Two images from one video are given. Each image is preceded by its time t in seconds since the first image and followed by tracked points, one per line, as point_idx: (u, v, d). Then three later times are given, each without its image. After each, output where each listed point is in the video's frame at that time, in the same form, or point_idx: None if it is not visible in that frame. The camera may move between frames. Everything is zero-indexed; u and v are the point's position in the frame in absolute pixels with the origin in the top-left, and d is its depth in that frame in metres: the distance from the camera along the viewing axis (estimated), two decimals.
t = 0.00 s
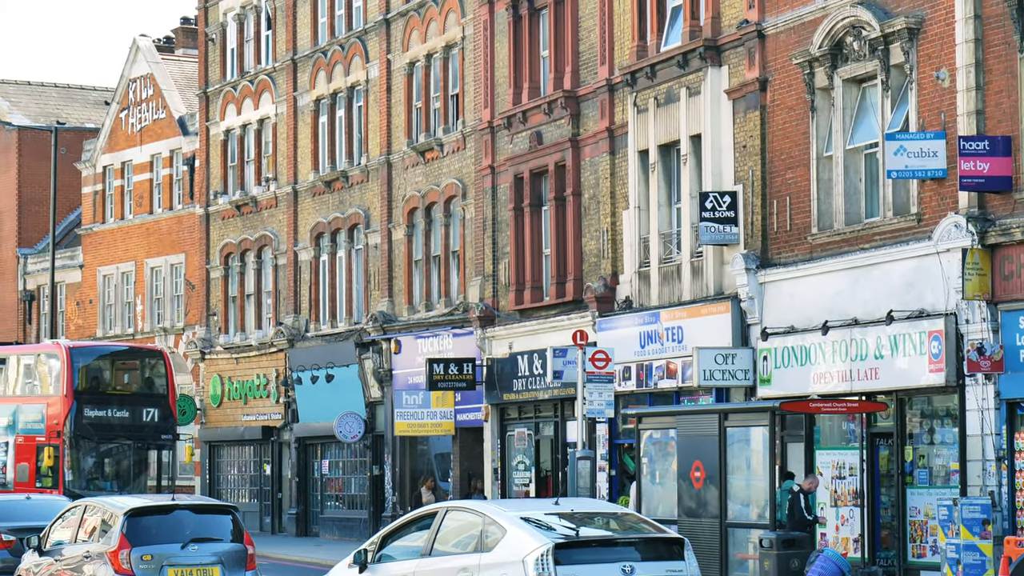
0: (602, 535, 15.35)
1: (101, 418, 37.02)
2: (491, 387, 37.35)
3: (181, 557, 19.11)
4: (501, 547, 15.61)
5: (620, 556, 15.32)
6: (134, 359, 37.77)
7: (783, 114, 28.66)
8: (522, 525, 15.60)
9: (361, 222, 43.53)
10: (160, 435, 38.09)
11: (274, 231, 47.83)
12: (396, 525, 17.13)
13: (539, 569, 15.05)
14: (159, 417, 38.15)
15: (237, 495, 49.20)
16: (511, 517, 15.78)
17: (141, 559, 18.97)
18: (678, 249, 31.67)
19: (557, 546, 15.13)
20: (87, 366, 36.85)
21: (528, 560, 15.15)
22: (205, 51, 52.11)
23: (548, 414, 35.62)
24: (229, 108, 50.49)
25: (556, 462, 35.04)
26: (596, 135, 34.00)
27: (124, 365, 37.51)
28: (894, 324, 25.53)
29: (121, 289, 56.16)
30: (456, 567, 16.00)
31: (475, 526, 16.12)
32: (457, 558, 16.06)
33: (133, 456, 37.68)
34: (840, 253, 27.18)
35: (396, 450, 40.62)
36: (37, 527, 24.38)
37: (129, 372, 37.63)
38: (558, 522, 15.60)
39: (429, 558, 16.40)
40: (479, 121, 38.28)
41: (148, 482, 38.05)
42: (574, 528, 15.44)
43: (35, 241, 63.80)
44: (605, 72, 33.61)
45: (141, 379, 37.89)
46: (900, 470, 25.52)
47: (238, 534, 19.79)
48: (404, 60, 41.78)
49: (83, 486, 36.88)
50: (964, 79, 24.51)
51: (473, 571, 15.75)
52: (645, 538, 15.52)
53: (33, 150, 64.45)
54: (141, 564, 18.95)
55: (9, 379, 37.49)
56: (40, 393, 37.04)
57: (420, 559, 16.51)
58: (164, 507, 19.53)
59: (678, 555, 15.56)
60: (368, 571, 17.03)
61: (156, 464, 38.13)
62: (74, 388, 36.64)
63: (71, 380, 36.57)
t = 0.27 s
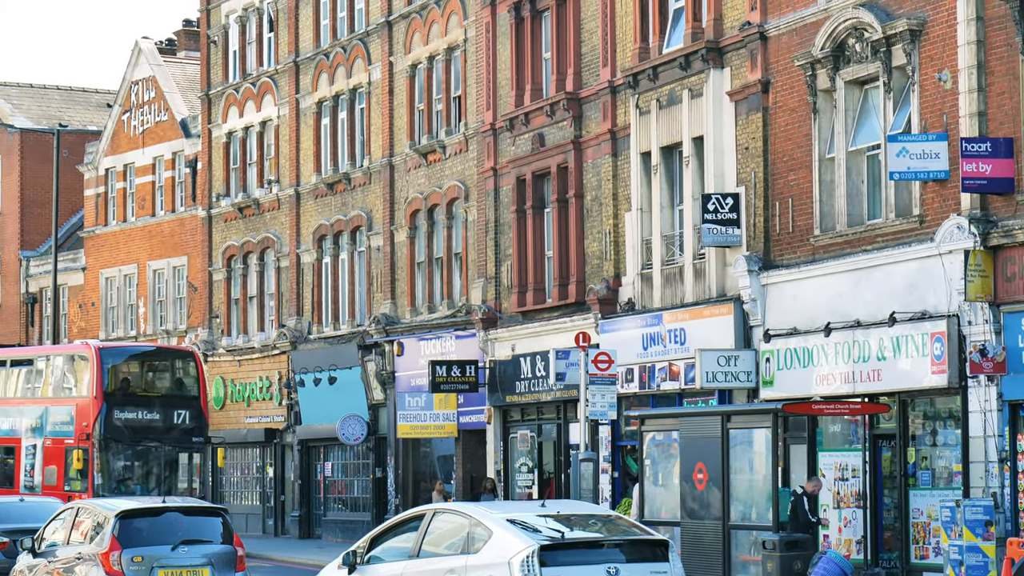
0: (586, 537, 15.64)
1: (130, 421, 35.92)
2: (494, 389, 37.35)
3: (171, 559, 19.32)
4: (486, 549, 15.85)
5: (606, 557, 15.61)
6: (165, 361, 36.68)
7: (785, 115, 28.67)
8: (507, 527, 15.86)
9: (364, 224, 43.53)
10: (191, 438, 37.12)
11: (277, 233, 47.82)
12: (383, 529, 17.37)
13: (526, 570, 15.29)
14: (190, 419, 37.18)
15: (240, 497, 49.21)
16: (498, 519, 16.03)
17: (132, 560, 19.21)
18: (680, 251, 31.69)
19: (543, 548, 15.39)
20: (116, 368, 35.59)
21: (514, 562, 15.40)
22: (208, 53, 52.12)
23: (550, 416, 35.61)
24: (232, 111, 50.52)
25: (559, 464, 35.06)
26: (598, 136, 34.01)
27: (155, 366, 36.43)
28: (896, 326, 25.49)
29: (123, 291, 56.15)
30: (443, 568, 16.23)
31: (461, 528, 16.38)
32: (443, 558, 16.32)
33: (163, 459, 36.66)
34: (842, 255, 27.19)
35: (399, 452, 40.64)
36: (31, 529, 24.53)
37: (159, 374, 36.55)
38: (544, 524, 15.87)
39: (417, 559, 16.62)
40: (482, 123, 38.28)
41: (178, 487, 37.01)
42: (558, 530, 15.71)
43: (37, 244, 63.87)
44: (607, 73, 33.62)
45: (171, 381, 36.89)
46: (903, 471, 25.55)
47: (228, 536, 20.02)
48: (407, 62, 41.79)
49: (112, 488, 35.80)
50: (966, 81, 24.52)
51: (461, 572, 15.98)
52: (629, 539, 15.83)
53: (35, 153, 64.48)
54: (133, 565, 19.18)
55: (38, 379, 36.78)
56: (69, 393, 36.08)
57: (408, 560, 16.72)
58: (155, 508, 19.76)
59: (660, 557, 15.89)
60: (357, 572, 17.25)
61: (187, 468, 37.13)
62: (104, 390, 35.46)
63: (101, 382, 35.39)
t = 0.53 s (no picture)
0: (570, 539, 15.95)
1: (161, 423, 33.44)
2: (496, 390, 37.36)
3: (161, 560, 19.47)
4: (470, 550, 16.11)
5: (589, 560, 15.92)
6: (194, 360, 34.10)
7: (788, 117, 28.67)
8: (491, 528, 16.12)
9: (366, 226, 43.53)
10: (222, 440, 34.57)
11: (279, 234, 47.82)
12: (369, 530, 17.60)
13: (510, 571, 15.57)
14: (221, 421, 34.55)
15: (243, 498, 49.24)
16: (483, 521, 16.29)
17: (123, 561, 19.36)
18: (683, 252, 31.69)
19: (527, 550, 15.68)
20: (147, 368, 33.19)
21: (498, 563, 15.67)
22: (210, 55, 52.12)
23: (553, 417, 35.62)
24: (234, 112, 50.55)
25: (562, 465, 35.09)
26: (601, 137, 34.02)
27: (184, 365, 33.85)
28: (899, 327, 25.50)
29: (126, 293, 56.15)
30: (428, 569, 16.49)
31: (446, 529, 16.62)
32: (428, 559, 16.58)
33: (190, 464, 34.09)
34: (845, 256, 27.19)
35: (401, 454, 40.67)
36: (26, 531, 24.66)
37: (187, 374, 33.96)
38: (527, 525, 16.14)
39: (403, 559, 16.86)
40: (484, 125, 38.28)
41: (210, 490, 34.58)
42: (542, 532, 16.00)
43: (40, 246, 63.94)
44: (609, 75, 33.63)
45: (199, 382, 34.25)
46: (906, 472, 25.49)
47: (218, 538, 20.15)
48: (409, 64, 41.81)
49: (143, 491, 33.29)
50: (969, 81, 24.52)
51: (445, 573, 16.23)
52: (612, 541, 16.16)
53: (38, 155, 64.53)
54: (123, 565, 19.33)
55: (66, 379, 34.58)
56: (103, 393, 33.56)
57: (394, 560, 16.96)
58: (146, 510, 19.94)
59: (641, 558, 16.22)
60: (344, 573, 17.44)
61: (217, 472, 34.59)
62: (134, 390, 33.04)
63: (131, 383, 32.96)
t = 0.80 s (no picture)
0: (548, 540, 16.13)
1: (190, 424, 33.73)
2: (500, 392, 37.35)
3: (151, 561, 20.37)
4: (450, 551, 16.33)
5: (566, 560, 16.11)
6: (224, 361, 34.31)
7: (791, 118, 28.67)
8: (471, 529, 16.33)
9: (370, 228, 43.55)
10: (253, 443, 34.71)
11: (282, 236, 47.85)
12: (353, 531, 17.90)
13: (487, 572, 15.79)
14: (252, 423, 34.69)
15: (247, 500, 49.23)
16: (462, 522, 16.50)
17: (113, 562, 20.24)
18: (686, 254, 31.69)
19: (505, 552, 15.87)
20: (177, 369, 33.50)
21: (477, 564, 15.88)
22: (213, 57, 52.12)
23: (556, 419, 35.60)
24: (238, 114, 50.57)
25: (566, 467, 35.07)
26: (604, 139, 34.03)
27: (213, 366, 34.13)
28: (903, 328, 25.53)
29: (130, 295, 56.19)
30: (409, 569, 16.75)
31: (427, 531, 16.86)
32: (408, 560, 16.85)
33: (219, 465, 34.33)
34: (848, 257, 27.18)
35: (405, 455, 40.71)
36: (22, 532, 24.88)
37: (216, 375, 34.20)
38: (506, 528, 16.34)
39: (385, 560, 17.15)
40: (487, 127, 38.29)
41: (241, 492, 34.68)
42: (520, 533, 16.20)
43: (43, 248, 63.99)
44: (612, 76, 33.64)
45: (230, 383, 34.49)
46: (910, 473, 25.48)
47: (207, 538, 21.04)
48: (413, 66, 41.83)
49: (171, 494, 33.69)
50: (972, 82, 24.51)
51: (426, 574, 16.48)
52: (590, 543, 16.34)
53: (42, 157, 64.59)
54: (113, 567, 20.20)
55: (94, 380, 34.80)
56: (128, 396, 33.89)
57: (377, 561, 17.25)
58: (136, 512, 20.79)
59: (619, 558, 16.38)
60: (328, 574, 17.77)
61: (247, 473, 34.73)
62: (163, 391, 33.36)
63: (160, 383, 33.28)
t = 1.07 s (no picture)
0: (520, 541, 16.63)
1: (217, 425, 32.89)
2: (502, 395, 37.35)
3: (138, 562, 20.82)
4: (424, 552, 16.77)
5: (538, 561, 16.62)
6: (251, 361, 33.56)
7: (793, 121, 28.69)
8: (445, 531, 16.79)
9: (372, 230, 43.56)
10: (281, 446, 33.91)
11: (285, 238, 47.86)
12: (329, 533, 18.33)
13: (460, 572, 16.24)
14: (280, 425, 33.92)
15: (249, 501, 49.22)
16: (437, 525, 16.94)
17: (101, 563, 20.70)
18: (688, 256, 31.70)
19: (478, 552, 16.34)
20: (203, 369, 32.71)
21: (450, 564, 16.33)
22: (215, 59, 52.11)
23: (558, 421, 35.58)
24: (240, 116, 50.58)
25: (568, 470, 35.05)
26: (606, 142, 34.05)
27: (240, 367, 33.37)
28: (905, 331, 25.48)
29: (131, 297, 56.19)
30: (384, 570, 17.19)
31: (402, 533, 17.28)
32: (382, 560, 17.29)
33: (247, 467, 33.51)
34: (850, 260, 27.17)
35: (408, 457, 40.74)
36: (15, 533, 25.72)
37: (244, 375, 33.42)
38: (479, 530, 16.82)
39: (361, 561, 17.55)
40: (490, 129, 38.29)
41: (268, 495, 33.84)
42: (494, 535, 16.70)
43: (45, 250, 64.01)
44: (615, 79, 33.64)
45: (258, 383, 33.72)
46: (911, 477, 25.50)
47: (194, 539, 21.51)
48: (415, 68, 41.85)
49: (196, 497, 32.86)
50: (973, 86, 24.53)
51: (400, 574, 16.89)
52: (562, 544, 16.87)
53: (43, 158, 64.58)
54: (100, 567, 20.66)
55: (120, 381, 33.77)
56: (156, 395, 32.96)
57: (353, 562, 17.64)
58: (123, 513, 21.24)
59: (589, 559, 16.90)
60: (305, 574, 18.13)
61: (275, 476, 33.93)
62: (190, 391, 32.54)
63: (187, 383, 32.46)
